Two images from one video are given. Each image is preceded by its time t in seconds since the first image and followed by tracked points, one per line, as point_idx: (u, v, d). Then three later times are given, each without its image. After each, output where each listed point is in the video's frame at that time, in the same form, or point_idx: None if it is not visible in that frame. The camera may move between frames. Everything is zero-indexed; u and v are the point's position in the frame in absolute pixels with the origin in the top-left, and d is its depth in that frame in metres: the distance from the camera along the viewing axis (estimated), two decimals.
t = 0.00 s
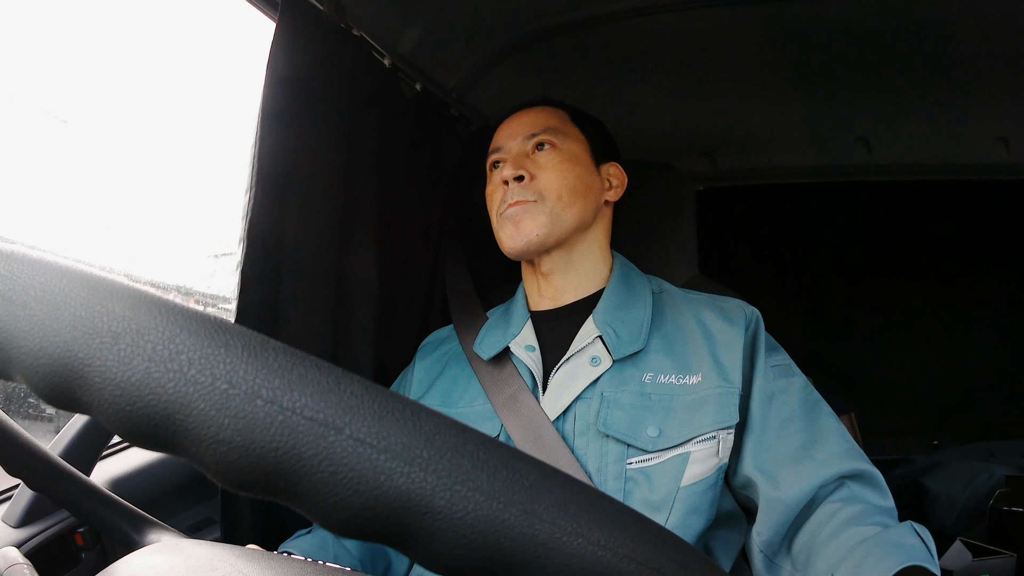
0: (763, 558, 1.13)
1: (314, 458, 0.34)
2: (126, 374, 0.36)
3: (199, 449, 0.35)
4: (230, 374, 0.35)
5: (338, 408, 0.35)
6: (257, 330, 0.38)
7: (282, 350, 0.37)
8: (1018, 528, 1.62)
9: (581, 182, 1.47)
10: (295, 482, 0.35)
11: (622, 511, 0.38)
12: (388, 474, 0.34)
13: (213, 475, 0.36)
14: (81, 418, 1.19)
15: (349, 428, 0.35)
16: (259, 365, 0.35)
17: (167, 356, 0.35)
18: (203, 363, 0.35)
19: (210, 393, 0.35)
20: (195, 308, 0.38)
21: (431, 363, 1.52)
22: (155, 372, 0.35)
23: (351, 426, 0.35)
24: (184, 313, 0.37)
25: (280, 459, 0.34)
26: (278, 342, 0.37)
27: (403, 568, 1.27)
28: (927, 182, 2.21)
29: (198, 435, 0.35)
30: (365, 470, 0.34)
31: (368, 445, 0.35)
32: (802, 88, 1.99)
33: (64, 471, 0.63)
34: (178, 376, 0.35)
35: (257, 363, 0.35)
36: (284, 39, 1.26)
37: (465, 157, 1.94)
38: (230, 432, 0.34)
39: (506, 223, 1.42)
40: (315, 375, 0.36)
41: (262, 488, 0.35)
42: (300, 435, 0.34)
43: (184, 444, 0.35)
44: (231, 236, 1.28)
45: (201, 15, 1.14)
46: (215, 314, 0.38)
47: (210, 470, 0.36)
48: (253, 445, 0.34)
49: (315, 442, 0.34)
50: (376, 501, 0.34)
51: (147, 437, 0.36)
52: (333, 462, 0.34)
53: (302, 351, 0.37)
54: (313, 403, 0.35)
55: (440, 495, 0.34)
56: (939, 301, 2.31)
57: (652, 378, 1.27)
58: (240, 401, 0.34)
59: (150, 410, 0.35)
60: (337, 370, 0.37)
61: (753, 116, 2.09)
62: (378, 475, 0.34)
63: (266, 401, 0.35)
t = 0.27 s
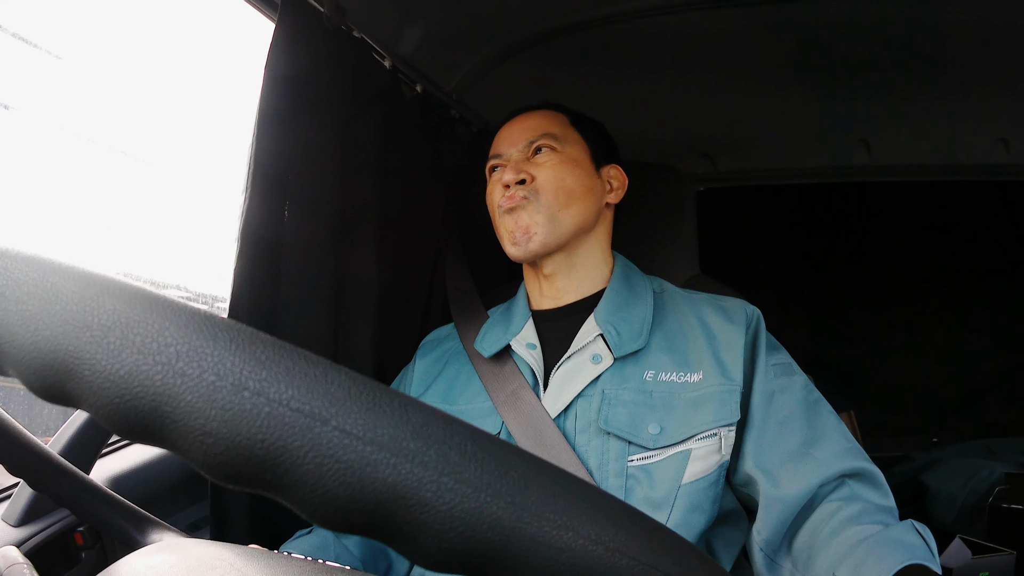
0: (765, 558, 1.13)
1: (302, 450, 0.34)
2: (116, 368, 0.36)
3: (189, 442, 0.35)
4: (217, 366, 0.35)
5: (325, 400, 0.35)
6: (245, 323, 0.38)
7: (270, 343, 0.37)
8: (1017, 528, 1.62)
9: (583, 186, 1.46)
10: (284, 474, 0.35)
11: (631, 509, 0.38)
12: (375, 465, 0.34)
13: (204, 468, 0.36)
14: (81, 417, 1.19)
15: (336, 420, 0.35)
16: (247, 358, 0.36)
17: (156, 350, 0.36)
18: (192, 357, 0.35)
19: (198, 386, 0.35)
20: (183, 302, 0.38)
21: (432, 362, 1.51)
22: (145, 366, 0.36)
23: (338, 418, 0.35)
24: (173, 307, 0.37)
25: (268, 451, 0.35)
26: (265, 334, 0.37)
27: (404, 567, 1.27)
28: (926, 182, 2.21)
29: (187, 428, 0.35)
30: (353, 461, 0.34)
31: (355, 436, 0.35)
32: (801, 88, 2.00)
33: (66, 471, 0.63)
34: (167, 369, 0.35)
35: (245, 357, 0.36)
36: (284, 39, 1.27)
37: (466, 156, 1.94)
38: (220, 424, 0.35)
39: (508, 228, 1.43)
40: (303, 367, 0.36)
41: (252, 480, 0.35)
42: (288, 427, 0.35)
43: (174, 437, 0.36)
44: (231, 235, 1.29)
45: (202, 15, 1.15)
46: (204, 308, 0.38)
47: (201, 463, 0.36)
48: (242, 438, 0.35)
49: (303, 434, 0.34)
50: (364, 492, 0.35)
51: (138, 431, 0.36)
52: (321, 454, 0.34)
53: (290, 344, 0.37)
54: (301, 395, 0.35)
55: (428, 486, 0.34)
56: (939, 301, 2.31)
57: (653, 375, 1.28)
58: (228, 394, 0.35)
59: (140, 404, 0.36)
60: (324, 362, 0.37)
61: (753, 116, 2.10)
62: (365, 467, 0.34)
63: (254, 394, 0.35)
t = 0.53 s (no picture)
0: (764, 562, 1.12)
1: (271, 439, 0.34)
2: (90, 358, 0.36)
3: (160, 432, 0.36)
4: (187, 355, 0.35)
5: (293, 389, 0.35)
6: (217, 314, 0.38)
7: (242, 332, 0.37)
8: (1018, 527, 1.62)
9: (609, 181, 1.49)
10: (254, 463, 0.35)
11: (629, 511, 0.37)
12: (343, 453, 0.34)
13: (176, 457, 0.36)
14: (81, 419, 1.19)
15: (303, 408, 0.35)
16: (217, 347, 0.36)
17: (127, 341, 0.36)
18: (163, 346, 0.35)
19: (169, 375, 0.35)
20: (156, 292, 0.38)
21: (433, 361, 1.51)
22: (117, 357, 0.36)
23: (307, 406, 0.35)
24: (146, 298, 0.37)
25: (238, 439, 0.35)
26: (236, 323, 0.37)
27: (404, 568, 1.27)
28: (927, 182, 2.21)
29: (156, 416, 0.35)
30: (321, 449, 0.34)
31: (323, 424, 0.35)
32: (801, 88, 2.00)
33: (67, 473, 0.63)
34: (138, 359, 0.35)
35: (215, 346, 0.36)
36: (284, 40, 1.27)
37: (465, 156, 1.93)
38: (189, 413, 0.35)
39: (552, 217, 1.41)
40: (273, 356, 0.36)
41: (224, 469, 0.35)
42: (256, 416, 0.35)
43: (146, 427, 0.36)
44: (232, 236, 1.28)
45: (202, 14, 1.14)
46: (177, 299, 0.38)
47: (173, 453, 0.36)
48: (211, 427, 0.35)
49: (271, 422, 0.34)
50: (334, 480, 0.34)
51: (110, 421, 0.37)
52: (289, 443, 0.34)
53: (262, 333, 0.37)
54: (269, 384, 0.35)
55: (396, 474, 0.34)
56: (939, 301, 2.31)
57: (655, 377, 1.27)
58: (198, 382, 0.35)
59: (112, 394, 0.36)
60: (296, 351, 0.37)
61: (753, 115, 2.09)
62: (334, 456, 0.34)
63: (223, 383, 0.35)
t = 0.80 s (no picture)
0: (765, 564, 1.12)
1: (275, 440, 0.34)
2: (94, 359, 0.36)
3: (164, 432, 0.36)
4: (191, 354, 0.36)
5: (299, 390, 0.35)
6: (223, 317, 0.38)
7: (247, 334, 0.37)
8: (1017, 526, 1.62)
9: (619, 185, 1.49)
10: (258, 464, 0.35)
11: (629, 507, 0.38)
12: (347, 452, 0.34)
13: (180, 458, 0.36)
14: (81, 417, 1.19)
15: (309, 409, 0.35)
16: (222, 349, 0.36)
17: (132, 341, 0.36)
18: (168, 347, 0.36)
19: (174, 376, 0.35)
20: (160, 292, 0.39)
21: (434, 360, 1.51)
22: (122, 357, 0.36)
23: (312, 407, 0.35)
24: (151, 300, 0.38)
25: (242, 440, 0.35)
26: (241, 325, 0.38)
27: (405, 569, 1.27)
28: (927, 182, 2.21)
29: (158, 415, 0.35)
30: (326, 450, 0.34)
31: (328, 426, 0.35)
32: (801, 88, 2.00)
33: (66, 472, 0.63)
34: (143, 360, 0.36)
35: (220, 347, 0.36)
36: (284, 40, 1.26)
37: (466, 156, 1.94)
38: (194, 413, 0.35)
39: (554, 216, 1.42)
40: (278, 357, 0.36)
41: (228, 470, 0.35)
42: (261, 416, 0.35)
43: (150, 427, 0.36)
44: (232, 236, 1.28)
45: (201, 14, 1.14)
46: (182, 301, 0.38)
47: (177, 454, 0.36)
48: (216, 427, 0.35)
49: (275, 423, 0.35)
50: (337, 481, 0.35)
51: (114, 422, 0.37)
52: (293, 444, 0.34)
53: (267, 336, 0.38)
54: (274, 384, 0.35)
55: (399, 475, 0.34)
56: (939, 301, 2.31)
57: (658, 378, 1.27)
58: (202, 383, 0.35)
59: (116, 395, 0.36)
60: (301, 354, 0.38)
61: (753, 116, 2.09)
62: (339, 456, 0.34)
63: (228, 383, 0.35)
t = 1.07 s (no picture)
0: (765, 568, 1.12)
1: (279, 444, 0.34)
2: (96, 361, 0.36)
3: (167, 435, 0.35)
4: (194, 357, 0.35)
5: (303, 392, 0.35)
6: (226, 317, 0.38)
7: (251, 335, 0.37)
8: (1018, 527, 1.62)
9: (619, 188, 1.48)
10: (262, 468, 0.34)
11: (635, 514, 0.37)
12: (354, 459, 0.34)
13: (183, 461, 0.36)
14: (81, 419, 1.18)
15: (313, 413, 0.34)
16: (226, 350, 0.35)
17: (134, 343, 0.35)
18: (171, 349, 0.35)
19: (176, 378, 0.35)
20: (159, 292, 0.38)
21: (435, 361, 1.51)
22: (124, 359, 0.35)
23: (316, 410, 0.35)
24: (153, 300, 0.37)
25: (245, 444, 0.34)
26: (242, 325, 0.37)
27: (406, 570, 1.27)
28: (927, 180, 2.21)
29: (163, 419, 0.35)
30: (331, 454, 0.34)
31: (333, 429, 0.34)
32: (801, 88, 1.99)
33: (65, 474, 0.63)
34: (145, 361, 0.35)
35: (223, 348, 0.35)
36: (284, 40, 1.26)
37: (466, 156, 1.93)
38: (197, 416, 0.34)
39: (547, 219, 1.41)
40: (282, 359, 0.36)
41: (231, 474, 0.35)
42: (264, 419, 0.34)
43: (153, 430, 0.35)
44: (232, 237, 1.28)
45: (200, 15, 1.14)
46: (185, 302, 0.38)
47: (180, 457, 0.36)
48: (219, 430, 0.34)
49: (279, 427, 0.34)
50: (343, 485, 0.34)
51: (115, 425, 0.36)
52: (298, 448, 0.34)
53: (272, 337, 0.37)
54: (279, 387, 0.35)
55: (407, 482, 0.34)
56: (940, 300, 2.31)
57: (660, 382, 1.27)
58: (205, 385, 0.34)
59: (118, 397, 0.35)
60: (305, 355, 0.37)
61: (754, 114, 2.09)
62: (344, 460, 0.34)
63: (232, 386, 0.34)
